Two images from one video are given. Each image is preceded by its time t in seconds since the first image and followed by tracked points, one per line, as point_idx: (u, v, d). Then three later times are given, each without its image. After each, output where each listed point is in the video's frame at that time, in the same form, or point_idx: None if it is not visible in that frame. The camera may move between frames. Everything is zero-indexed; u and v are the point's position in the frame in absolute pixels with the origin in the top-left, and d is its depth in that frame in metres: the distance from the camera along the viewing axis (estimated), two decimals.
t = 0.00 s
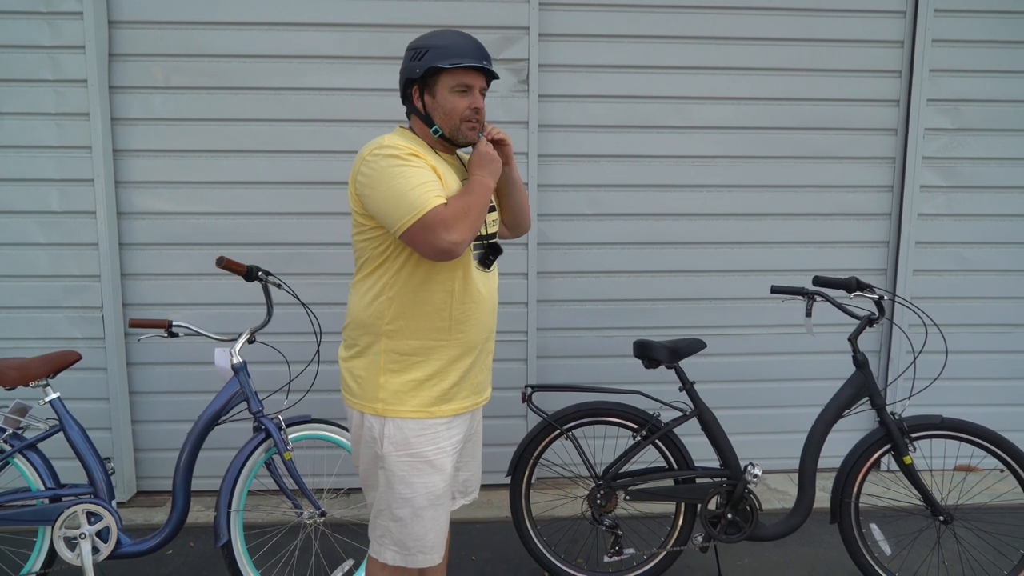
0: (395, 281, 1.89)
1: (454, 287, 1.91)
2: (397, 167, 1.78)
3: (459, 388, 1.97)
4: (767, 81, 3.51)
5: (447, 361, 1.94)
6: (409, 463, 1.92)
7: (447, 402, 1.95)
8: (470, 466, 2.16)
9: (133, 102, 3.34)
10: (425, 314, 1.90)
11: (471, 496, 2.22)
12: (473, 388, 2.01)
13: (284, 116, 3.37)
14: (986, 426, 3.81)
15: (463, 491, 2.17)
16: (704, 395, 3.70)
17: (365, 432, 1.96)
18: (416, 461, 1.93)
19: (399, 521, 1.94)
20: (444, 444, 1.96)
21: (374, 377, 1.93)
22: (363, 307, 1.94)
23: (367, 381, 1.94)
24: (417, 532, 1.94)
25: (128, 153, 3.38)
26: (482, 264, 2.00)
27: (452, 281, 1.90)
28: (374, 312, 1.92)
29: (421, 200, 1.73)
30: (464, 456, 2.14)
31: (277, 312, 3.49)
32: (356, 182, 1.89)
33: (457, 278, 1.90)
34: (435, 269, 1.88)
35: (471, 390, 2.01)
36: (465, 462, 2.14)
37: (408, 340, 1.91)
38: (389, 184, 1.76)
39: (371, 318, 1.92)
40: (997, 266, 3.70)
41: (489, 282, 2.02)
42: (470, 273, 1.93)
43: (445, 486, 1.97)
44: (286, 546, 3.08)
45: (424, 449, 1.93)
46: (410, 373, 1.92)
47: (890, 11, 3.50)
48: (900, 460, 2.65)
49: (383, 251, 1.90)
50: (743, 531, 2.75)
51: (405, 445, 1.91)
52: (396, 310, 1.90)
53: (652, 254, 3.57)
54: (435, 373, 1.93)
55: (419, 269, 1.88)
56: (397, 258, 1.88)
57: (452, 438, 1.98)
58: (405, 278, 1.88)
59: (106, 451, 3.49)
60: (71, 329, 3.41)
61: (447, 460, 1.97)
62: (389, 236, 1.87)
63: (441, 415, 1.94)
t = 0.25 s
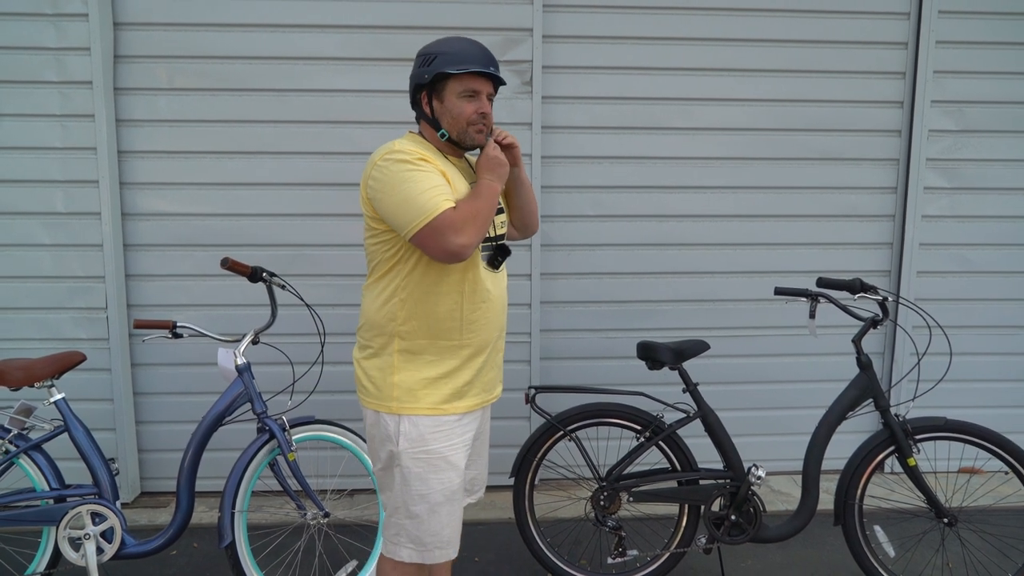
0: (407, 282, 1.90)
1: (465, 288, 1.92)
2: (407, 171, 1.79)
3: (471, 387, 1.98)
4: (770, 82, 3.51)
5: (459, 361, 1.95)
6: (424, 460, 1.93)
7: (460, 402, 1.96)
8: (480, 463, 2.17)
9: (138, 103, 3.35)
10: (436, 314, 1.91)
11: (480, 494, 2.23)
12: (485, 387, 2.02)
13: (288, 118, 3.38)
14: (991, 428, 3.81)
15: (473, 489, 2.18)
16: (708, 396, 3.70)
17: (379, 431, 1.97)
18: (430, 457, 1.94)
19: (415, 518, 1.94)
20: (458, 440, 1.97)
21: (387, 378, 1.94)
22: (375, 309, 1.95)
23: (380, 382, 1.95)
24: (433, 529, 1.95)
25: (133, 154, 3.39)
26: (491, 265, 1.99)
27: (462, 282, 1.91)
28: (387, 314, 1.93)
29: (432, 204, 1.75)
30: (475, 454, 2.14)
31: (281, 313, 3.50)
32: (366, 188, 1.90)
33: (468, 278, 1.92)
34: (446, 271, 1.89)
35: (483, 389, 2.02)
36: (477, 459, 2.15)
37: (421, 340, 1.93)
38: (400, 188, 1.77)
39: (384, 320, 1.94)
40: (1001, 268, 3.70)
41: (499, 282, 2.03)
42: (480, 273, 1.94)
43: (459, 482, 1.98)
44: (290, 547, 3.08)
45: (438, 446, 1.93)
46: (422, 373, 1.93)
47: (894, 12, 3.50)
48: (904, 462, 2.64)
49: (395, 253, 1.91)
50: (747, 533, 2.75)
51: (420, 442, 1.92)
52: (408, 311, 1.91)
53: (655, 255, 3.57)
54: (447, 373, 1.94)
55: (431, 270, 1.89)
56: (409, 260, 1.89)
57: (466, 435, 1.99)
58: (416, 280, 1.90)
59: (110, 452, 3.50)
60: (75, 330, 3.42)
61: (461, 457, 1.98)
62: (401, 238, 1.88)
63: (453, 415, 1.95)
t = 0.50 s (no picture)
0: (414, 282, 1.90)
1: (472, 287, 1.93)
2: (416, 171, 1.79)
3: (476, 385, 1.99)
4: (771, 83, 3.52)
5: (465, 359, 1.96)
6: (430, 458, 1.93)
7: (466, 400, 1.97)
8: (484, 461, 2.17)
9: (139, 104, 3.35)
10: (443, 313, 1.91)
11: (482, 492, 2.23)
12: (490, 385, 2.03)
13: (289, 119, 3.38)
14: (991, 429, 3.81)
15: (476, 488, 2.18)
16: (708, 397, 3.70)
17: (384, 429, 1.97)
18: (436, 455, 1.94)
19: (421, 515, 1.94)
20: (463, 438, 1.98)
21: (393, 377, 1.94)
22: (381, 309, 1.95)
23: (386, 381, 1.95)
24: (438, 526, 1.96)
25: (134, 155, 3.39)
26: (495, 264, 1.99)
27: (469, 280, 1.92)
28: (393, 313, 1.93)
29: (441, 204, 1.75)
30: (479, 452, 2.15)
31: (282, 314, 3.50)
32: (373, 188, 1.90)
33: (474, 277, 1.93)
34: (452, 269, 1.90)
35: (488, 387, 2.03)
36: (480, 457, 2.16)
37: (427, 339, 1.93)
38: (409, 189, 1.78)
39: (390, 320, 1.94)
40: (1001, 269, 3.70)
41: (503, 281, 2.04)
42: (486, 272, 1.95)
43: (464, 480, 1.99)
44: (290, 547, 3.08)
45: (444, 444, 1.94)
46: (428, 371, 1.93)
47: (894, 14, 3.51)
48: (904, 463, 2.64)
49: (402, 253, 1.91)
50: (747, 533, 2.75)
51: (426, 440, 1.92)
52: (415, 311, 1.91)
53: (656, 256, 3.58)
54: (453, 371, 1.94)
55: (438, 270, 1.90)
56: (417, 260, 1.89)
57: (471, 432, 2.00)
58: (423, 279, 1.90)
59: (111, 452, 3.50)
60: (76, 330, 3.42)
61: (466, 455, 1.98)
62: (408, 238, 1.89)
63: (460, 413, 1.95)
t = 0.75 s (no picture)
0: (408, 283, 1.90)
1: (466, 288, 1.93)
2: (412, 172, 1.79)
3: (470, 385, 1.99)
4: (765, 84, 3.53)
5: (459, 359, 1.96)
6: (433, 457, 1.93)
7: (460, 400, 1.97)
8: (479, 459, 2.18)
9: (132, 103, 3.34)
10: (437, 314, 1.91)
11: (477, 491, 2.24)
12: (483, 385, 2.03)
13: (284, 119, 3.38)
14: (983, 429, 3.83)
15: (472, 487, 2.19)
16: (702, 397, 3.71)
17: (384, 432, 1.96)
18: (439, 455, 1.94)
19: (427, 515, 1.94)
20: (463, 436, 1.98)
21: (387, 378, 1.94)
22: (375, 310, 1.95)
23: (380, 382, 1.95)
24: (444, 525, 1.96)
25: (127, 155, 3.38)
26: (488, 264, 2.00)
27: (463, 281, 1.92)
28: (387, 314, 1.93)
29: (438, 205, 1.75)
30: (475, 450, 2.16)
31: (276, 314, 3.49)
32: (368, 189, 1.89)
33: (469, 278, 1.93)
34: (447, 270, 1.90)
35: (482, 387, 2.03)
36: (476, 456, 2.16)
37: (421, 340, 1.93)
38: (405, 190, 1.78)
39: (384, 320, 1.93)
40: (993, 270, 3.72)
41: (496, 282, 2.05)
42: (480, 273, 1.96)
43: (467, 477, 2.00)
44: (284, 548, 3.07)
45: (446, 443, 1.94)
46: (423, 372, 1.93)
47: (888, 16, 3.52)
48: (896, 462, 2.66)
49: (396, 253, 1.91)
50: (741, 533, 2.76)
51: (428, 440, 1.92)
52: (410, 311, 1.91)
53: (650, 256, 3.58)
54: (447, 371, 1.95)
55: (432, 270, 1.90)
56: (410, 260, 1.89)
57: (470, 430, 2.01)
58: (417, 280, 1.90)
59: (103, 454, 3.48)
60: (68, 331, 3.41)
61: (467, 452, 1.99)
62: (402, 239, 1.88)
63: (454, 413, 1.95)
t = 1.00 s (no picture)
0: (402, 283, 1.90)
1: (458, 287, 1.93)
2: (407, 171, 1.78)
3: (464, 384, 1.99)
4: (756, 84, 3.54)
5: (453, 358, 1.97)
6: (432, 458, 1.93)
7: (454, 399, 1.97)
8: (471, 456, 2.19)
9: (122, 102, 3.32)
10: (431, 313, 1.91)
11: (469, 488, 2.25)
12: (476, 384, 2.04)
13: (275, 117, 3.37)
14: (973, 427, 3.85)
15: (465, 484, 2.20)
16: (694, 395, 3.72)
17: (381, 436, 1.95)
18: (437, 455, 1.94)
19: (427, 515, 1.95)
20: (460, 435, 1.99)
21: (381, 379, 1.93)
22: (367, 310, 1.93)
23: (374, 382, 1.94)
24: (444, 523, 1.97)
25: (117, 153, 3.36)
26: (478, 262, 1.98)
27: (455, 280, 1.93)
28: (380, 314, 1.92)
29: (435, 204, 1.75)
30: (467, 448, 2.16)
31: (268, 313, 3.48)
32: (360, 188, 1.87)
33: (461, 277, 1.94)
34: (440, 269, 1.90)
35: (475, 386, 2.04)
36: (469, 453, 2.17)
37: (415, 340, 1.93)
38: (400, 189, 1.77)
39: (377, 320, 1.92)
40: (982, 268, 3.75)
41: (485, 281, 2.06)
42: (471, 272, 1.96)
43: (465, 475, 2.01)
44: (276, 548, 3.06)
45: (444, 443, 1.94)
46: (417, 372, 1.93)
47: (878, 15, 3.54)
48: (886, 459, 2.67)
49: (388, 253, 1.90)
50: (733, 530, 2.76)
51: (427, 442, 1.92)
52: (403, 311, 1.91)
53: (642, 255, 3.59)
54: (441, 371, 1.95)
55: (425, 269, 1.90)
56: (403, 260, 1.89)
57: (465, 429, 2.02)
58: (411, 279, 1.90)
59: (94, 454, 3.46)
60: (58, 330, 3.39)
61: (464, 451, 2.00)
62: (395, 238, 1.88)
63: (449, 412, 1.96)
